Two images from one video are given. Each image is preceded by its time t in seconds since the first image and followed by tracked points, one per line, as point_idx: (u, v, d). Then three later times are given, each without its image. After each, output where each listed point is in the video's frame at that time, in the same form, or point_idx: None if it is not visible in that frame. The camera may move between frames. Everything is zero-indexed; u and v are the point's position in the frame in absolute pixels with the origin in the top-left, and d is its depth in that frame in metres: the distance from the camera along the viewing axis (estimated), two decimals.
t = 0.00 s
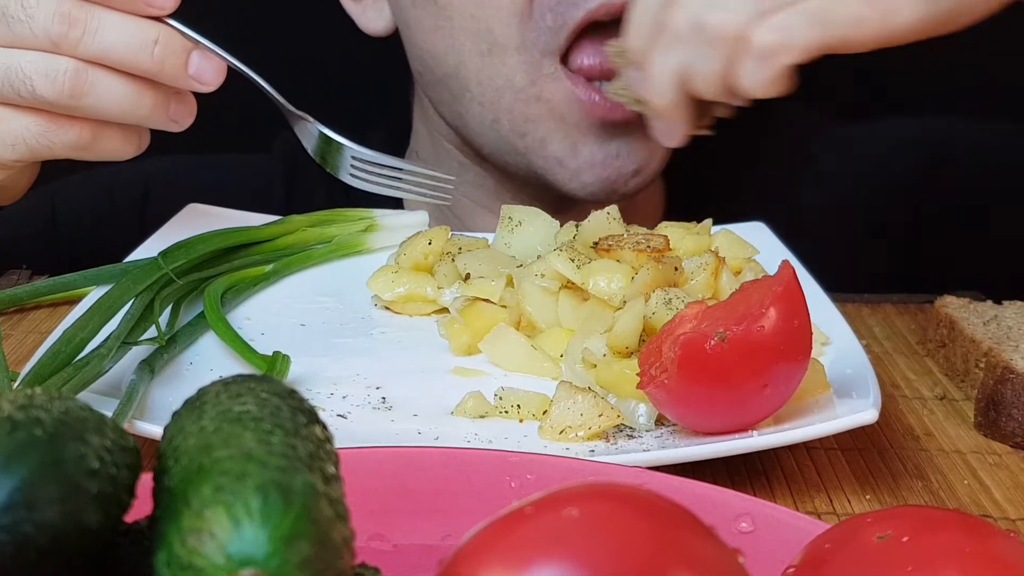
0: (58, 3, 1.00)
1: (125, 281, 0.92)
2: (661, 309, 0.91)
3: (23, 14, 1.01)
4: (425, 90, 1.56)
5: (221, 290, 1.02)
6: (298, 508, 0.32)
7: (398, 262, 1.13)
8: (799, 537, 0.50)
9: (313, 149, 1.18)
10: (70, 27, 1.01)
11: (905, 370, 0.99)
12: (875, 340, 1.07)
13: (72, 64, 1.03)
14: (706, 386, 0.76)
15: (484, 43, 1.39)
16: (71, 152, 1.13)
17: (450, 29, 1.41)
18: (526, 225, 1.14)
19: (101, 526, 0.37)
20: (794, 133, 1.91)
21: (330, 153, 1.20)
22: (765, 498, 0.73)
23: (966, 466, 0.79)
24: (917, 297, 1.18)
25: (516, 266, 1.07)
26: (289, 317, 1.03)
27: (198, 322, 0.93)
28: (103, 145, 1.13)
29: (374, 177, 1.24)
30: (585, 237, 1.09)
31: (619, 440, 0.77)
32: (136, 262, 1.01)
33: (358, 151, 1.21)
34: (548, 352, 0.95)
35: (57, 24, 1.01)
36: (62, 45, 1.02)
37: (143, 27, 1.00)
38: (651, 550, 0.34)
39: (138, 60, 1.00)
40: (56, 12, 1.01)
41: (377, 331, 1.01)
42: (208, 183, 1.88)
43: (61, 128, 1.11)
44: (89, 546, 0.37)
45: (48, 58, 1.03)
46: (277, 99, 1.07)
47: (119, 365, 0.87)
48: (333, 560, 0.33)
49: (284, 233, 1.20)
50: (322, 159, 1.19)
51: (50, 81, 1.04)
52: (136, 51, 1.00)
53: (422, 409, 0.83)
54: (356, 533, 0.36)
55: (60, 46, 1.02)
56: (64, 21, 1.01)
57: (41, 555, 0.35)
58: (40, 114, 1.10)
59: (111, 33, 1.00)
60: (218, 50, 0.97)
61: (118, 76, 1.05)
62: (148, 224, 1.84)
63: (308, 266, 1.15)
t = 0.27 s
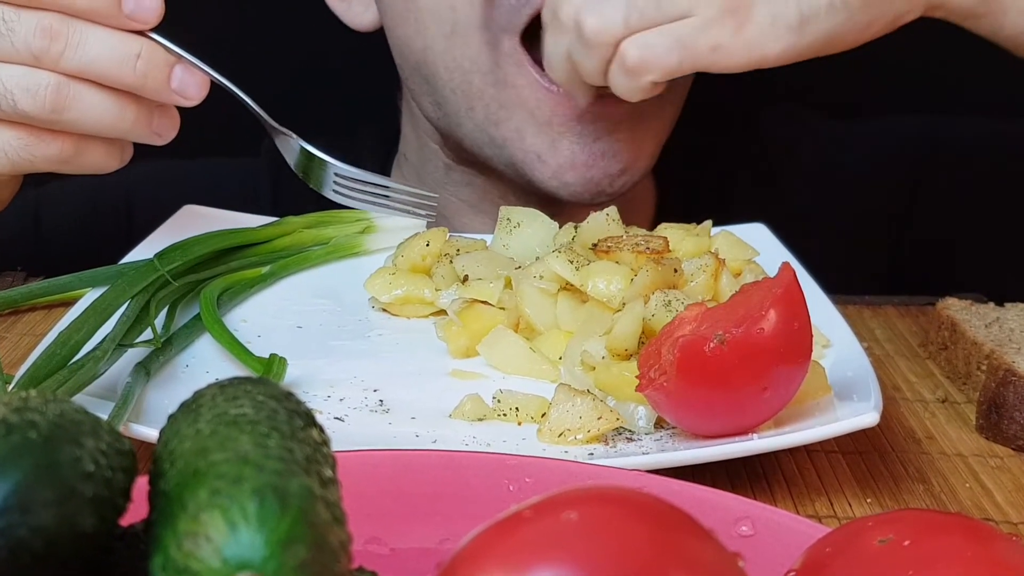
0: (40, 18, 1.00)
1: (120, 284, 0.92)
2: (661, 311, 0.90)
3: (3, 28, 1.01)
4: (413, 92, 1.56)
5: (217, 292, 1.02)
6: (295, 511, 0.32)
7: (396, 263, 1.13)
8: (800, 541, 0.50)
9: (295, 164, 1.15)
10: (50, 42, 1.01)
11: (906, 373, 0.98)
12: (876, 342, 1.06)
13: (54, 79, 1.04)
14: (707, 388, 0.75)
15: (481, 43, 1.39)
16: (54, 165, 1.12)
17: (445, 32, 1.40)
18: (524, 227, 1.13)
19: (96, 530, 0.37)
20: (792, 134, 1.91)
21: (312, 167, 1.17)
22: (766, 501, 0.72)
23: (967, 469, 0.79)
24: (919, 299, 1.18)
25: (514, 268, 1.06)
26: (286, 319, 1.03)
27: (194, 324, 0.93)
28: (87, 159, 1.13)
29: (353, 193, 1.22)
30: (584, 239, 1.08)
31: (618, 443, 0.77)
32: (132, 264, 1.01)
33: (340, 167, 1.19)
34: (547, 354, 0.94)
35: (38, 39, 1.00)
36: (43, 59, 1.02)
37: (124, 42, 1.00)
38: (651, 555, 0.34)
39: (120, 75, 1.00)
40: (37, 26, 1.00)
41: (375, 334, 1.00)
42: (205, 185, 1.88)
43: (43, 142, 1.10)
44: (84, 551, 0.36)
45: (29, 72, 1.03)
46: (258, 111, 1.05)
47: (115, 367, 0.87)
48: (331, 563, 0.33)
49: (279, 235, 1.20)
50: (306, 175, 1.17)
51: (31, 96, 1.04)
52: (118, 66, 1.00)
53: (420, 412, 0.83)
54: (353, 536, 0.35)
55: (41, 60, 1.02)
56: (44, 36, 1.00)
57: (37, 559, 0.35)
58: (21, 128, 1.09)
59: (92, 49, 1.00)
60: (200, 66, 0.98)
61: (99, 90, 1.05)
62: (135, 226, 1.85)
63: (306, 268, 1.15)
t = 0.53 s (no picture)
0: (35, 25, 1.00)
1: (116, 285, 0.92)
2: (661, 313, 0.90)
3: None
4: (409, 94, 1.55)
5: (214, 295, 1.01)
6: (292, 515, 0.32)
7: (395, 265, 1.12)
8: (800, 545, 0.50)
9: (290, 167, 1.15)
10: (45, 49, 1.00)
11: (907, 375, 0.98)
12: (877, 344, 1.06)
13: (49, 86, 1.04)
14: (707, 390, 0.75)
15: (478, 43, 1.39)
16: (50, 170, 1.12)
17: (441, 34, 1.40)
18: (523, 229, 1.13)
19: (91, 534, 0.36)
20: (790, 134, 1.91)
21: (308, 171, 1.16)
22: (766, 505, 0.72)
23: (969, 472, 0.79)
24: (920, 302, 1.17)
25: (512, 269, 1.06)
26: (283, 321, 1.02)
27: (190, 326, 0.93)
28: (83, 165, 1.12)
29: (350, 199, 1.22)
30: (583, 240, 1.08)
31: (617, 446, 0.77)
32: (129, 266, 1.01)
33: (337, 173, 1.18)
34: (545, 357, 0.94)
35: (33, 46, 1.00)
36: (38, 66, 1.02)
37: (119, 48, 0.99)
38: (650, 560, 0.33)
39: (115, 82, 1.00)
40: (31, 33, 1.00)
41: (373, 336, 1.00)
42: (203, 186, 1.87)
43: (39, 148, 1.10)
44: (79, 555, 0.36)
45: (24, 79, 1.03)
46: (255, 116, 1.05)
47: (110, 370, 0.86)
48: (328, 568, 0.32)
49: (276, 237, 1.20)
50: (301, 178, 1.16)
51: (27, 102, 1.04)
52: (113, 72, 1.00)
53: (418, 415, 0.82)
54: (351, 540, 0.35)
55: (36, 67, 1.02)
56: (39, 42, 1.00)
57: (31, 563, 0.34)
58: (17, 134, 1.09)
59: (87, 56, 1.00)
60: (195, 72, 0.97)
61: (95, 96, 1.05)
62: (126, 229, 1.86)
63: (303, 269, 1.15)
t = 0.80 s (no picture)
0: (28, 17, 0.99)
1: (111, 287, 0.92)
2: (660, 315, 0.89)
3: None
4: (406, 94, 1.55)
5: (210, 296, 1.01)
6: (288, 519, 0.32)
7: (393, 266, 1.12)
8: (800, 549, 0.49)
9: (288, 161, 1.17)
10: (39, 41, 1.00)
11: (908, 378, 0.98)
12: (878, 346, 1.06)
13: (42, 78, 1.03)
14: (707, 392, 0.75)
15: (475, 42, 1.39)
16: (42, 163, 1.11)
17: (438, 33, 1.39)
18: (521, 230, 1.13)
19: (87, 538, 0.36)
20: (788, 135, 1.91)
21: (307, 165, 1.18)
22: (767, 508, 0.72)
23: (970, 475, 0.78)
24: (922, 303, 1.17)
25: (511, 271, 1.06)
26: (280, 323, 1.02)
27: (187, 329, 0.92)
28: (77, 156, 1.12)
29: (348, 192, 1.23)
30: (582, 242, 1.08)
31: (616, 449, 0.76)
32: (125, 267, 1.00)
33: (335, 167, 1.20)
34: (544, 359, 0.94)
35: (26, 38, 1.00)
36: (31, 59, 1.01)
37: (114, 41, 0.99)
38: (650, 565, 0.33)
39: (110, 74, 1.00)
40: (24, 25, 1.00)
41: (370, 338, 1.00)
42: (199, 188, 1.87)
43: (33, 142, 1.09)
44: (73, 559, 0.36)
45: (16, 72, 1.03)
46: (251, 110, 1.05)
47: (105, 372, 0.86)
48: (325, 572, 0.32)
49: (273, 238, 1.19)
50: (299, 172, 1.18)
51: (20, 95, 1.03)
52: (108, 65, 1.00)
53: (415, 418, 0.82)
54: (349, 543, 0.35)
55: (29, 60, 1.01)
56: (32, 34, 1.00)
57: (26, 566, 0.34)
58: (8, 128, 1.09)
59: (82, 48, 1.00)
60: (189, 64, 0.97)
61: (88, 88, 1.04)
62: (122, 230, 1.86)
63: (301, 271, 1.15)
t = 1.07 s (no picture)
0: (16, 20, 0.99)
1: (107, 289, 0.92)
2: (659, 317, 0.89)
3: None
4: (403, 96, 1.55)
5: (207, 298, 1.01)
6: (284, 523, 0.31)
7: (391, 268, 1.12)
8: (802, 552, 0.49)
9: (279, 166, 1.15)
10: (26, 44, 0.99)
11: (910, 381, 0.97)
12: (880, 348, 1.05)
13: (30, 81, 1.03)
14: (707, 393, 0.74)
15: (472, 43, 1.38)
16: (34, 167, 1.11)
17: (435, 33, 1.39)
18: (520, 232, 1.12)
19: (83, 542, 0.35)
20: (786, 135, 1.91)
21: (297, 168, 1.17)
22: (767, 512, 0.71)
23: (973, 478, 0.78)
24: (925, 305, 1.16)
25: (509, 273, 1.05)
26: (278, 325, 1.02)
27: (183, 331, 0.92)
28: (67, 160, 1.12)
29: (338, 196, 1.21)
30: (581, 243, 1.07)
31: (615, 452, 0.76)
32: (121, 269, 1.00)
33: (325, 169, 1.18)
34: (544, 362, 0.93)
35: (13, 41, 0.99)
36: (19, 62, 1.01)
37: (101, 44, 0.99)
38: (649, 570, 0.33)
39: (97, 77, 1.00)
40: (12, 28, 0.99)
41: (368, 340, 0.99)
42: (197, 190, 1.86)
43: (22, 145, 1.09)
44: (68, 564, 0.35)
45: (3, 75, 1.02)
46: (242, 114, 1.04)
47: (100, 375, 0.86)
48: None
49: (270, 239, 1.19)
50: (289, 177, 1.17)
51: (8, 98, 1.03)
52: (95, 67, 0.99)
53: (413, 421, 0.82)
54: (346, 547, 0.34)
55: (16, 62, 1.01)
56: (20, 37, 0.99)
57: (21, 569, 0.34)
58: None
59: (69, 51, 1.00)
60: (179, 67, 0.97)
61: (77, 91, 1.04)
62: (118, 232, 1.85)
63: (298, 272, 1.14)
